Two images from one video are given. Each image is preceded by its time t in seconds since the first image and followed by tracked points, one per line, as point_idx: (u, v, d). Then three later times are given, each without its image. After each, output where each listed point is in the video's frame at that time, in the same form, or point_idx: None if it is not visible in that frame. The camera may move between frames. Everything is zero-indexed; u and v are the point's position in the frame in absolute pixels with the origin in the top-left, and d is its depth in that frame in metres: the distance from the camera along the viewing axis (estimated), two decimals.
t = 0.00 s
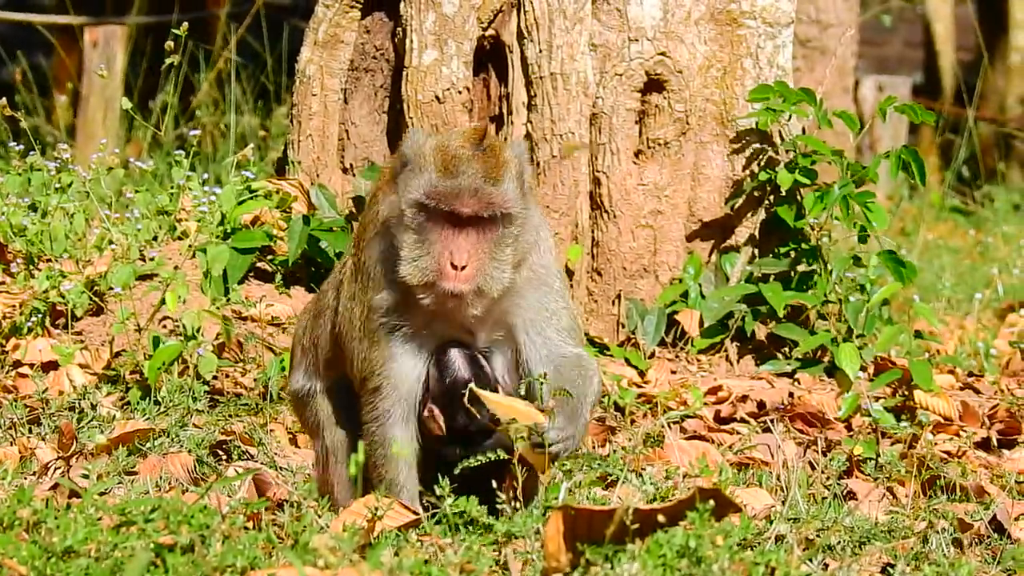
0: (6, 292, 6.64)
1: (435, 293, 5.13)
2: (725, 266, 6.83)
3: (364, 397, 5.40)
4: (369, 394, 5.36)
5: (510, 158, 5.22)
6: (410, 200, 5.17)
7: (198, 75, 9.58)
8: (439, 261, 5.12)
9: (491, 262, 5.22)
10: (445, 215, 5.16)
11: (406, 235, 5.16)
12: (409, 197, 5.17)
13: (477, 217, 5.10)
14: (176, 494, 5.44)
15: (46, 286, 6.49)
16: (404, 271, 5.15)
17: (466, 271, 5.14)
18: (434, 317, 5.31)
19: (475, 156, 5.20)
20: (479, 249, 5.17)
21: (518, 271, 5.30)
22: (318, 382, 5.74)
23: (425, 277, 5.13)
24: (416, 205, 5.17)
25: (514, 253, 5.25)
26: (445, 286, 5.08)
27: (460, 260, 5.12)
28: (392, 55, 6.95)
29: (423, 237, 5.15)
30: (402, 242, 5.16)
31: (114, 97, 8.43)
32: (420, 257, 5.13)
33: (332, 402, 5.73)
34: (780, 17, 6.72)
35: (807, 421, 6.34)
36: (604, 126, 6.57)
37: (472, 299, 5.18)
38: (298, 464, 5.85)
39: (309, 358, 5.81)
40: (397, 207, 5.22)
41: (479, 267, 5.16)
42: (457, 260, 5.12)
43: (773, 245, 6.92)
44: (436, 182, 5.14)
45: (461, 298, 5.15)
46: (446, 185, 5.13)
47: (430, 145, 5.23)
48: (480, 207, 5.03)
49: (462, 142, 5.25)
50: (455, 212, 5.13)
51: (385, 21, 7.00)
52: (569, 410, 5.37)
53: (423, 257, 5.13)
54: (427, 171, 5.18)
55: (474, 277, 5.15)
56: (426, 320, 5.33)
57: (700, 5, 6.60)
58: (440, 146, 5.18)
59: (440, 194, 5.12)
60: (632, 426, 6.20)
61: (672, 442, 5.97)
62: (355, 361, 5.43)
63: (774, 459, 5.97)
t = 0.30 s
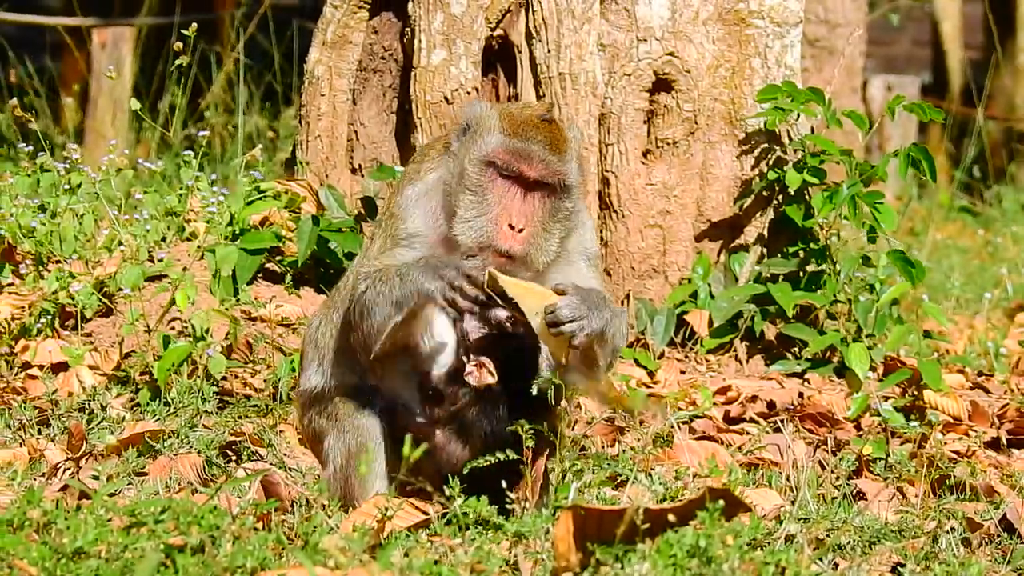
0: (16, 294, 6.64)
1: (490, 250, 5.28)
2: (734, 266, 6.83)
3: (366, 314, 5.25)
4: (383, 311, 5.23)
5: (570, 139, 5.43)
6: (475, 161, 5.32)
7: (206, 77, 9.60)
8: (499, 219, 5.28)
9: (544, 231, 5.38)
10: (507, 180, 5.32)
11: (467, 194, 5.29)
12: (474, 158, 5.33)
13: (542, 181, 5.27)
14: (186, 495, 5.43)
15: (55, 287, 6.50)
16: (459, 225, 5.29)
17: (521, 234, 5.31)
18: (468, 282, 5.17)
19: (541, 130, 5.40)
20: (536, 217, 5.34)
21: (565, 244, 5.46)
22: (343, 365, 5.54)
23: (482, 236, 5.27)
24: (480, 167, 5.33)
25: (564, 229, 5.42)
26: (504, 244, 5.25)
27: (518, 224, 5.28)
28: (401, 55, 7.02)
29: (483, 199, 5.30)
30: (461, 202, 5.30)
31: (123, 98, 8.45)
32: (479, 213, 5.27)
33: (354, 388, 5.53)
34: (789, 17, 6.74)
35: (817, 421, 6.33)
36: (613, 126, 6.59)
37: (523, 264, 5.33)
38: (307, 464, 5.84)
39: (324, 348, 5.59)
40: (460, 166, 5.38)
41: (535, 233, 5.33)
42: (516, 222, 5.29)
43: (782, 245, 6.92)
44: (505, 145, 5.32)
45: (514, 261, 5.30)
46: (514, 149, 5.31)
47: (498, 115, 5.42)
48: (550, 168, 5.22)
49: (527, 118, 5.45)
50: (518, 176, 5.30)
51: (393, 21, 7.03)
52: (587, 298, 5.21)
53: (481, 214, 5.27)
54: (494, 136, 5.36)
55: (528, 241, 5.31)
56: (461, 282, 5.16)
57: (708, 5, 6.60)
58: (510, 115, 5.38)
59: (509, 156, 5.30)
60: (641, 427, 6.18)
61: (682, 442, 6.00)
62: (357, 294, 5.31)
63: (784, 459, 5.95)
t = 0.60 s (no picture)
0: (23, 297, 6.64)
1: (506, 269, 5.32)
2: (742, 269, 6.83)
3: (376, 306, 5.22)
4: (395, 305, 5.21)
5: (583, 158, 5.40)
6: (486, 185, 5.33)
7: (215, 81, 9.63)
8: (512, 239, 5.30)
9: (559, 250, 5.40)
10: (520, 201, 5.33)
11: (479, 217, 5.32)
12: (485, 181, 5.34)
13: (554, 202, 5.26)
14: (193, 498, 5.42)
15: (63, 290, 6.50)
16: (471, 243, 5.33)
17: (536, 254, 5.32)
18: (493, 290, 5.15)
19: (552, 152, 5.37)
20: (552, 237, 5.35)
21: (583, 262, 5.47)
22: (349, 366, 5.50)
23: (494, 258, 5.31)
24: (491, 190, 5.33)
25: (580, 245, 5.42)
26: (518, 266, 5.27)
27: (532, 246, 5.30)
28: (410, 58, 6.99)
29: (497, 220, 5.32)
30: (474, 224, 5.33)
31: (131, 101, 8.49)
32: (492, 234, 5.30)
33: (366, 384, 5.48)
34: (798, 19, 6.77)
35: (824, 424, 6.35)
36: (621, 130, 6.59)
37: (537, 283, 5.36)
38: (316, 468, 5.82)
39: (332, 354, 5.54)
40: (471, 190, 5.38)
41: (551, 253, 5.33)
42: (530, 242, 5.30)
43: (790, 248, 6.93)
44: (516, 168, 5.32)
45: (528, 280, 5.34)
46: (526, 171, 5.31)
47: (508, 138, 5.40)
48: (562, 189, 5.20)
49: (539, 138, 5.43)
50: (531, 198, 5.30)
51: (402, 25, 7.03)
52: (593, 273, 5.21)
53: (495, 235, 5.30)
54: (504, 159, 5.35)
55: (544, 262, 5.32)
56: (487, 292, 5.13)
57: (717, 9, 6.64)
58: (519, 138, 5.36)
59: (520, 178, 5.30)
60: (649, 429, 6.17)
61: (691, 445, 5.95)
62: (366, 285, 5.28)
63: (791, 462, 5.98)
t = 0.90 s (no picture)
0: (26, 303, 6.65)
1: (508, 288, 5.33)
2: (745, 276, 6.84)
3: (382, 326, 5.26)
4: (400, 326, 5.23)
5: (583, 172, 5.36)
6: (487, 203, 5.32)
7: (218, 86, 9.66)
8: (514, 258, 5.30)
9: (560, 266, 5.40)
10: (521, 220, 5.31)
11: (480, 235, 5.32)
12: (485, 200, 5.33)
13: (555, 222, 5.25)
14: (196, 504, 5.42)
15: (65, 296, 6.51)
16: (472, 263, 5.33)
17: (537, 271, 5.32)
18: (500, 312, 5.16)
19: (552, 168, 5.34)
20: (553, 254, 5.34)
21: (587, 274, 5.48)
22: (350, 385, 5.51)
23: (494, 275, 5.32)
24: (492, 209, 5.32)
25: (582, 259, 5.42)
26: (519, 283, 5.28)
27: (533, 264, 5.30)
28: (412, 65, 7.06)
29: (497, 237, 5.31)
30: (475, 241, 5.33)
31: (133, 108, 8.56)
32: (492, 253, 5.31)
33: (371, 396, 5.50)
34: (801, 26, 6.75)
35: (827, 431, 6.34)
36: (624, 136, 6.63)
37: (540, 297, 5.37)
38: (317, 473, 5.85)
39: (332, 373, 5.55)
40: (471, 208, 5.38)
41: (552, 271, 5.33)
42: (532, 261, 5.30)
43: (792, 253, 6.93)
44: (516, 187, 5.30)
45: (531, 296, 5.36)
46: (526, 189, 5.29)
47: (507, 154, 5.37)
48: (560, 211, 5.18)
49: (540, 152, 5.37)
50: (531, 216, 5.29)
51: (404, 31, 7.07)
52: (603, 271, 5.28)
53: (496, 255, 5.31)
54: (504, 177, 5.33)
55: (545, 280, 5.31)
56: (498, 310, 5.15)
57: (718, 15, 6.63)
58: (519, 154, 5.33)
59: (520, 197, 5.28)
60: (651, 436, 6.19)
61: (693, 451, 5.96)
62: (370, 305, 5.29)
63: (795, 467, 5.94)
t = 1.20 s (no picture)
0: (26, 309, 6.65)
1: (515, 293, 5.29)
2: (746, 280, 6.84)
3: (391, 369, 5.23)
4: (408, 375, 5.21)
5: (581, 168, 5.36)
6: (490, 207, 5.31)
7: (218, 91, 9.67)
8: (521, 262, 5.27)
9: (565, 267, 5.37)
10: (523, 223, 5.31)
11: (485, 240, 5.30)
12: (487, 203, 5.32)
13: (560, 223, 5.23)
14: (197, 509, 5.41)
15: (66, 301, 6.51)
16: (478, 269, 5.29)
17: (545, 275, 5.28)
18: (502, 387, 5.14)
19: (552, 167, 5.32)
20: (557, 254, 5.32)
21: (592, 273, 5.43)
22: (356, 402, 5.50)
23: (501, 277, 5.28)
24: (496, 212, 5.31)
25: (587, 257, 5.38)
26: (526, 285, 5.23)
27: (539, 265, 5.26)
28: (413, 71, 7.07)
29: (500, 239, 5.30)
30: (480, 245, 5.30)
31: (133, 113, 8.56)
32: (499, 258, 5.28)
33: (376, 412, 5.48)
34: (801, 30, 6.76)
35: (828, 435, 6.36)
36: (625, 140, 6.64)
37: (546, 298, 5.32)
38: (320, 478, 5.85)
39: (336, 392, 5.53)
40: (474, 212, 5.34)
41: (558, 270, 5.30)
42: (538, 264, 5.27)
43: (793, 257, 6.94)
44: (518, 189, 5.28)
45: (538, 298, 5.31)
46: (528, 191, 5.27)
47: (505, 155, 5.35)
48: (562, 209, 5.18)
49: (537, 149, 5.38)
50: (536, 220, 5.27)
51: (405, 36, 7.06)
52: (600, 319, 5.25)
53: (503, 259, 5.28)
54: (506, 179, 5.31)
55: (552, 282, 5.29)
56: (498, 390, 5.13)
57: (719, 20, 6.64)
58: (518, 154, 5.31)
59: (523, 199, 5.27)
60: (652, 440, 6.15)
61: (694, 455, 5.96)
62: (379, 345, 5.25)
63: (796, 472, 5.95)
